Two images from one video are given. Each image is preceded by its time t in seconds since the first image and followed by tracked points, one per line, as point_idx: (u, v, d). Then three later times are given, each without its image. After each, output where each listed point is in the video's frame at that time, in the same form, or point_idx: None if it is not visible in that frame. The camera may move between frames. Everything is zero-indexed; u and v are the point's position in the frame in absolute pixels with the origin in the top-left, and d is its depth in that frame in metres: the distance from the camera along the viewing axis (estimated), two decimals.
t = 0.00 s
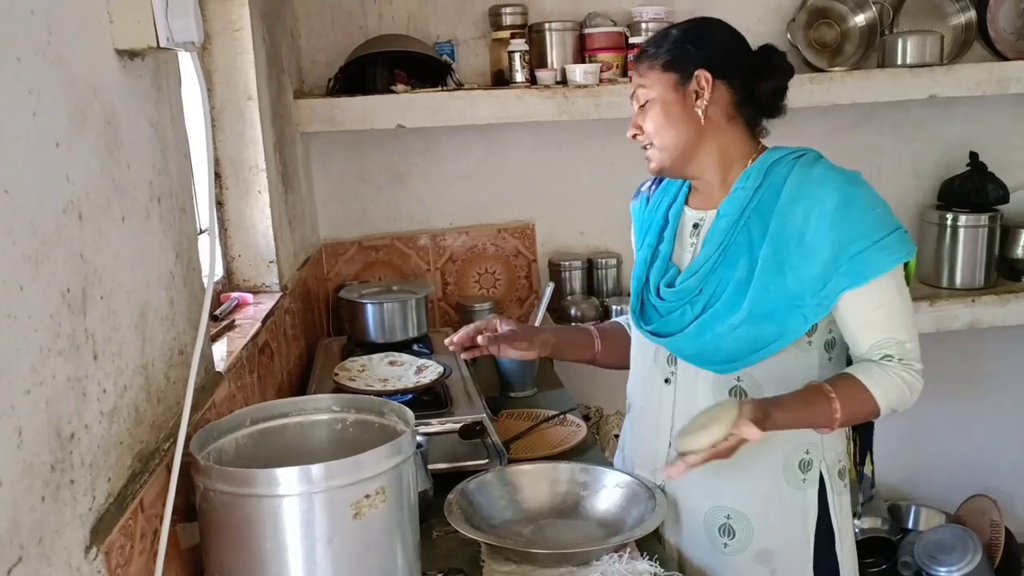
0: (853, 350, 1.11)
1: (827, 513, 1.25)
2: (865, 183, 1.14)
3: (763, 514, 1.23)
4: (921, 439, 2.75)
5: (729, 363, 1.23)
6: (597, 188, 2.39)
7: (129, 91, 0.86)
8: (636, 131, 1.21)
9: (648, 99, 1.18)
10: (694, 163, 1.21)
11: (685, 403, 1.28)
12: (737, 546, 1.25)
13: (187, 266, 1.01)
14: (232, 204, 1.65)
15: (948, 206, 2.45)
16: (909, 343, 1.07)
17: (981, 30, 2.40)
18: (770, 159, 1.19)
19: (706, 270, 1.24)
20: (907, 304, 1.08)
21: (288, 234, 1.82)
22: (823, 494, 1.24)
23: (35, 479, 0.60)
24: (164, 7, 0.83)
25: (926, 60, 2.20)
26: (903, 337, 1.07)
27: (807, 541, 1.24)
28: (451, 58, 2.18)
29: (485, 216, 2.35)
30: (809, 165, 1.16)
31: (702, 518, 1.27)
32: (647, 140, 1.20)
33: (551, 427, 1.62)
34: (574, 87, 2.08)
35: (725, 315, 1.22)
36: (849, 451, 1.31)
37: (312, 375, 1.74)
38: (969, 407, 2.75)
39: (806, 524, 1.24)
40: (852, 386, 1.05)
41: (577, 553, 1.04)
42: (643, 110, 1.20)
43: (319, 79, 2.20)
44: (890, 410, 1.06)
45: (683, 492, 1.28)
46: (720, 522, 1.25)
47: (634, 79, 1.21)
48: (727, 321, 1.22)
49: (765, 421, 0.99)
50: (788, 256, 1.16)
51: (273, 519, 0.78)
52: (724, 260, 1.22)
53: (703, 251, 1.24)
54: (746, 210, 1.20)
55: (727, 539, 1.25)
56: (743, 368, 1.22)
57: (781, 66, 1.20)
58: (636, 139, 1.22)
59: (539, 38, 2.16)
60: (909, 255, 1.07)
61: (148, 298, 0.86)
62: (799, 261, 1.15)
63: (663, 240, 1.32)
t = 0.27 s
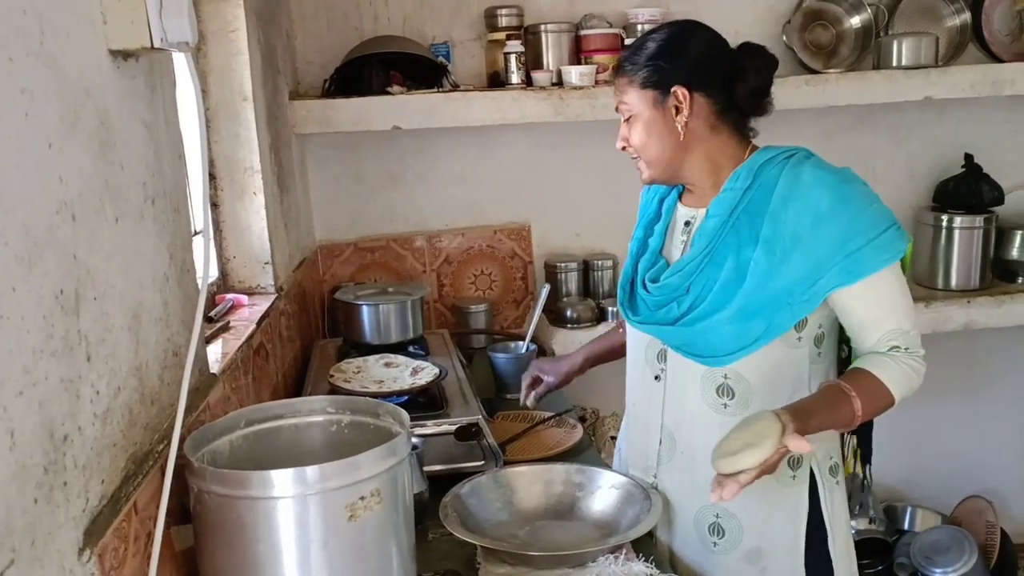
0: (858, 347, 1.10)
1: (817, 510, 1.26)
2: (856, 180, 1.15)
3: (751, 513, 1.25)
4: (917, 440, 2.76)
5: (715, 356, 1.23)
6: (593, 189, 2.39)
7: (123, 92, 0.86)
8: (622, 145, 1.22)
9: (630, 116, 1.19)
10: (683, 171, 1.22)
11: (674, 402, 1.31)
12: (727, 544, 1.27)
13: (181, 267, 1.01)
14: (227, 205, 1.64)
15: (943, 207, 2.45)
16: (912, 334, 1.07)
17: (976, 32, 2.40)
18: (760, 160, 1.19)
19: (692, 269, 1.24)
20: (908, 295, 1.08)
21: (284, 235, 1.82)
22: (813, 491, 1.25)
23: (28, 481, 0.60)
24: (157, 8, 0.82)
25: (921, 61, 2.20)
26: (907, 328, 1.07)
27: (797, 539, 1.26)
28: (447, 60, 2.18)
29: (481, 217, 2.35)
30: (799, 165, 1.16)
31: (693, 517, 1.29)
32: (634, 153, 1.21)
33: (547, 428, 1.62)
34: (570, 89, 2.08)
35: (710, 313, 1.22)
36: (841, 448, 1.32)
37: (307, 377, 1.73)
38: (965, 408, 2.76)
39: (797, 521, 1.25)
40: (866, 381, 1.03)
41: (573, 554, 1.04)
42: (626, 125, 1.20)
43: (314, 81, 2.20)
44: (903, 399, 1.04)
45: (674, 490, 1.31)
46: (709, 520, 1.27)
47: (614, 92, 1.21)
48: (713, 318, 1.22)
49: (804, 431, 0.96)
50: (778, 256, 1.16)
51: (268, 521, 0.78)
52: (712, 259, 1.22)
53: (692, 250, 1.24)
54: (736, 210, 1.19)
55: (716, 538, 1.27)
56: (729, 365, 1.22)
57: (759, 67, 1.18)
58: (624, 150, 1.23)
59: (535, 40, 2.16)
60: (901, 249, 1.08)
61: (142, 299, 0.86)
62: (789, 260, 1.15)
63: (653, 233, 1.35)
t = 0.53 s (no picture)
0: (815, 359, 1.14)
1: (805, 514, 1.26)
2: (850, 190, 1.14)
3: (741, 513, 1.25)
4: (909, 441, 2.76)
5: (699, 351, 1.26)
6: (586, 190, 2.38)
7: (113, 91, 0.85)
8: (629, 143, 1.22)
9: (638, 113, 1.19)
10: (689, 171, 1.22)
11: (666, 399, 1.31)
12: (716, 544, 1.27)
13: (172, 268, 1.00)
14: (219, 206, 1.64)
15: (935, 208, 2.46)
16: (865, 360, 1.08)
17: (968, 34, 2.41)
18: (763, 162, 1.19)
19: (683, 266, 1.25)
20: (871, 322, 1.08)
21: (276, 236, 1.81)
22: (801, 493, 1.26)
23: (16, 482, 0.59)
24: (148, 7, 0.82)
25: (913, 63, 2.21)
26: (859, 354, 1.08)
27: (787, 541, 1.26)
28: (440, 60, 2.18)
29: (474, 218, 2.35)
30: (798, 169, 1.16)
31: (684, 515, 1.29)
32: (641, 152, 1.21)
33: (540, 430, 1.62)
34: (564, 89, 2.08)
35: (696, 310, 1.24)
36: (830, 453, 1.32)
37: (299, 378, 1.73)
38: (957, 408, 2.76)
39: (786, 524, 1.25)
40: (796, 387, 1.09)
41: (567, 555, 1.04)
42: (633, 123, 1.20)
43: (307, 81, 2.19)
44: (829, 420, 1.09)
45: (665, 491, 1.31)
46: (699, 520, 1.28)
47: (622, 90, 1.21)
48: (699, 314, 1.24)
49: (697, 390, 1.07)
50: (765, 259, 1.16)
51: (260, 522, 0.78)
52: (705, 255, 1.23)
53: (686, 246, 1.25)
54: (731, 209, 1.20)
55: (707, 537, 1.27)
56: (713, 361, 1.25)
57: (765, 67, 1.18)
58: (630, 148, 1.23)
59: (528, 41, 2.15)
60: (875, 270, 1.07)
61: (132, 299, 0.85)
62: (774, 264, 1.15)
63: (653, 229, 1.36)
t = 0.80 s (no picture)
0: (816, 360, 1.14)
1: (799, 515, 1.27)
2: (848, 193, 1.14)
3: (736, 513, 1.25)
4: (903, 440, 2.77)
5: (695, 347, 1.26)
6: (580, 192, 2.39)
7: (106, 93, 0.85)
8: (630, 137, 1.23)
9: (639, 109, 1.20)
10: (686, 170, 1.23)
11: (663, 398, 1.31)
12: (711, 543, 1.27)
13: (167, 270, 1.00)
14: (213, 207, 1.63)
15: (927, 208, 2.47)
16: (869, 360, 1.08)
17: (960, 34, 2.42)
18: (760, 163, 1.19)
19: (679, 265, 1.25)
20: (873, 322, 1.08)
21: (270, 237, 1.81)
22: (796, 494, 1.26)
23: (10, 486, 0.59)
24: (142, 9, 0.82)
25: (906, 63, 2.21)
26: (863, 354, 1.08)
27: (781, 542, 1.26)
28: (434, 62, 2.17)
29: (468, 219, 2.35)
30: (796, 171, 1.16)
31: (679, 514, 1.29)
32: (639, 146, 1.22)
33: (535, 431, 1.62)
34: (558, 90, 2.08)
35: (692, 309, 1.25)
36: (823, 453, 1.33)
37: (294, 380, 1.72)
38: (951, 408, 2.77)
39: (780, 524, 1.26)
40: (802, 388, 1.09)
41: (565, 556, 1.04)
42: (634, 118, 1.21)
43: (301, 83, 2.19)
44: (837, 420, 1.09)
45: (661, 490, 1.31)
46: (694, 519, 1.28)
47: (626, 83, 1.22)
48: (694, 314, 1.24)
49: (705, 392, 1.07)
50: (761, 260, 1.17)
51: (255, 524, 0.77)
52: (701, 256, 1.23)
53: (682, 245, 1.25)
54: (728, 210, 1.20)
55: (702, 536, 1.27)
56: (706, 360, 1.25)
57: (772, 71, 1.16)
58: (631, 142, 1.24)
59: (522, 42, 2.16)
60: (875, 272, 1.07)
61: (127, 301, 0.85)
62: (771, 266, 1.16)
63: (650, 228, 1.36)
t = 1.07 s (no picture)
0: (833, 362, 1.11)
1: (798, 517, 1.27)
2: (849, 193, 1.14)
3: (735, 515, 1.26)
4: (900, 441, 2.78)
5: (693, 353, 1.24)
6: (577, 193, 2.39)
7: (105, 94, 0.85)
8: (626, 139, 1.24)
9: (634, 112, 1.20)
10: (682, 171, 1.23)
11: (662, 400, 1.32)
12: (710, 545, 1.27)
13: (165, 271, 1.00)
14: (210, 209, 1.63)
15: (923, 209, 2.48)
16: (889, 356, 1.07)
17: (955, 36, 2.43)
18: (758, 164, 1.19)
19: (679, 268, 1.26)
20: (887, 319, 1.08)
21: (268, 238, 1.81)
22: (795, 497, 1.26)
23: (9, 487, 0.59)
24: (140, 10, 0.82)
25: (902, 65, 2.22)
26: (884, 350, 1.07)
27: (779, 544, 1.26)
28: (431, 63, 2.17)
29: (465, 220, 2.35)
30: (795, 172, 1.16)
31: (677, 516, 1.29)
32: (635, 149, 1.23)
33: (532, 431, 1.62)
34: (555, 92, 2.09)
35: (693, 311, 1.25)
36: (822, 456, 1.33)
37: (292, 381, 1.72)
38: (947, 408, 2.78)
39: (779, 526, 1.26)
40: (834, 392, 1.05)
41: (563, 557, 1.04)
42: (630, 120, 1.21)
43: (298, 84, 2.19)
44: (868, 420, 1.06)
45: (659, 492, 1.31)
46: (693, 521, 1.28)
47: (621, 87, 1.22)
48: (695, 316, 1.24)
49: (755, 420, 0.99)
50: (763, 262, 1.17)
51: (253, 525, 0.77)
52: (700, 258, 1.24)
53: (683, 247, 1.25)
54: (728, 212, 1.20)
55: (700, 539, 1.28)
56: (700, 362, 1.24)
57: (764, 70, 1.17)
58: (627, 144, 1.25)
59: (519, 44, 2.16)
60: (887, 267, 1.07)
61: (125, 302, 0.85)
62: (773, 267, 1.16)
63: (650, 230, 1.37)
